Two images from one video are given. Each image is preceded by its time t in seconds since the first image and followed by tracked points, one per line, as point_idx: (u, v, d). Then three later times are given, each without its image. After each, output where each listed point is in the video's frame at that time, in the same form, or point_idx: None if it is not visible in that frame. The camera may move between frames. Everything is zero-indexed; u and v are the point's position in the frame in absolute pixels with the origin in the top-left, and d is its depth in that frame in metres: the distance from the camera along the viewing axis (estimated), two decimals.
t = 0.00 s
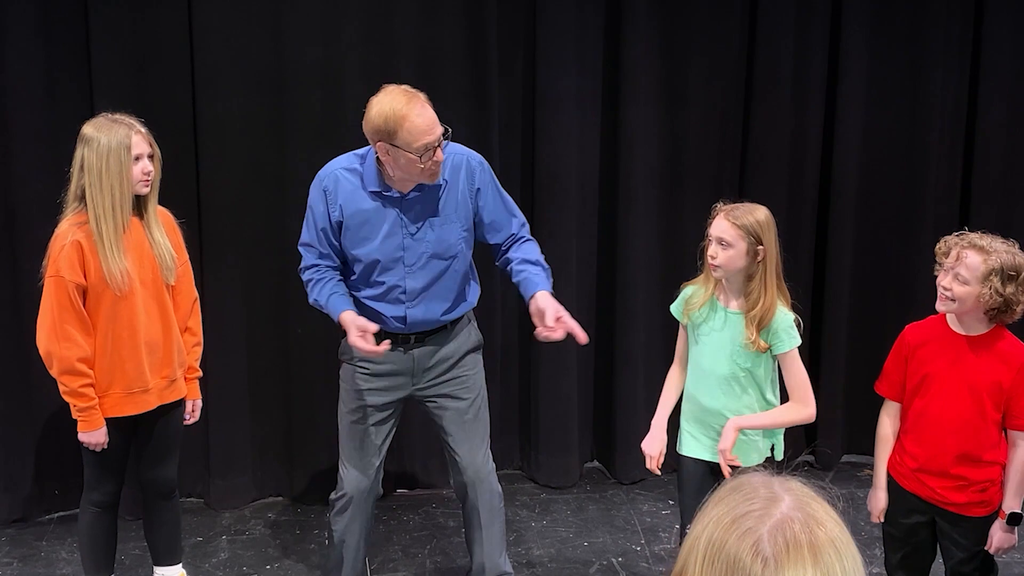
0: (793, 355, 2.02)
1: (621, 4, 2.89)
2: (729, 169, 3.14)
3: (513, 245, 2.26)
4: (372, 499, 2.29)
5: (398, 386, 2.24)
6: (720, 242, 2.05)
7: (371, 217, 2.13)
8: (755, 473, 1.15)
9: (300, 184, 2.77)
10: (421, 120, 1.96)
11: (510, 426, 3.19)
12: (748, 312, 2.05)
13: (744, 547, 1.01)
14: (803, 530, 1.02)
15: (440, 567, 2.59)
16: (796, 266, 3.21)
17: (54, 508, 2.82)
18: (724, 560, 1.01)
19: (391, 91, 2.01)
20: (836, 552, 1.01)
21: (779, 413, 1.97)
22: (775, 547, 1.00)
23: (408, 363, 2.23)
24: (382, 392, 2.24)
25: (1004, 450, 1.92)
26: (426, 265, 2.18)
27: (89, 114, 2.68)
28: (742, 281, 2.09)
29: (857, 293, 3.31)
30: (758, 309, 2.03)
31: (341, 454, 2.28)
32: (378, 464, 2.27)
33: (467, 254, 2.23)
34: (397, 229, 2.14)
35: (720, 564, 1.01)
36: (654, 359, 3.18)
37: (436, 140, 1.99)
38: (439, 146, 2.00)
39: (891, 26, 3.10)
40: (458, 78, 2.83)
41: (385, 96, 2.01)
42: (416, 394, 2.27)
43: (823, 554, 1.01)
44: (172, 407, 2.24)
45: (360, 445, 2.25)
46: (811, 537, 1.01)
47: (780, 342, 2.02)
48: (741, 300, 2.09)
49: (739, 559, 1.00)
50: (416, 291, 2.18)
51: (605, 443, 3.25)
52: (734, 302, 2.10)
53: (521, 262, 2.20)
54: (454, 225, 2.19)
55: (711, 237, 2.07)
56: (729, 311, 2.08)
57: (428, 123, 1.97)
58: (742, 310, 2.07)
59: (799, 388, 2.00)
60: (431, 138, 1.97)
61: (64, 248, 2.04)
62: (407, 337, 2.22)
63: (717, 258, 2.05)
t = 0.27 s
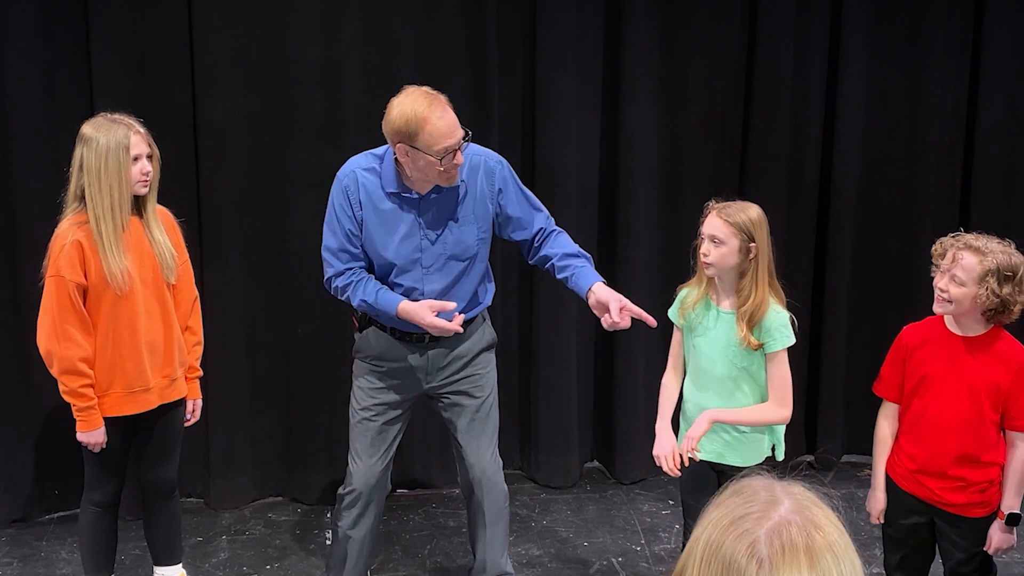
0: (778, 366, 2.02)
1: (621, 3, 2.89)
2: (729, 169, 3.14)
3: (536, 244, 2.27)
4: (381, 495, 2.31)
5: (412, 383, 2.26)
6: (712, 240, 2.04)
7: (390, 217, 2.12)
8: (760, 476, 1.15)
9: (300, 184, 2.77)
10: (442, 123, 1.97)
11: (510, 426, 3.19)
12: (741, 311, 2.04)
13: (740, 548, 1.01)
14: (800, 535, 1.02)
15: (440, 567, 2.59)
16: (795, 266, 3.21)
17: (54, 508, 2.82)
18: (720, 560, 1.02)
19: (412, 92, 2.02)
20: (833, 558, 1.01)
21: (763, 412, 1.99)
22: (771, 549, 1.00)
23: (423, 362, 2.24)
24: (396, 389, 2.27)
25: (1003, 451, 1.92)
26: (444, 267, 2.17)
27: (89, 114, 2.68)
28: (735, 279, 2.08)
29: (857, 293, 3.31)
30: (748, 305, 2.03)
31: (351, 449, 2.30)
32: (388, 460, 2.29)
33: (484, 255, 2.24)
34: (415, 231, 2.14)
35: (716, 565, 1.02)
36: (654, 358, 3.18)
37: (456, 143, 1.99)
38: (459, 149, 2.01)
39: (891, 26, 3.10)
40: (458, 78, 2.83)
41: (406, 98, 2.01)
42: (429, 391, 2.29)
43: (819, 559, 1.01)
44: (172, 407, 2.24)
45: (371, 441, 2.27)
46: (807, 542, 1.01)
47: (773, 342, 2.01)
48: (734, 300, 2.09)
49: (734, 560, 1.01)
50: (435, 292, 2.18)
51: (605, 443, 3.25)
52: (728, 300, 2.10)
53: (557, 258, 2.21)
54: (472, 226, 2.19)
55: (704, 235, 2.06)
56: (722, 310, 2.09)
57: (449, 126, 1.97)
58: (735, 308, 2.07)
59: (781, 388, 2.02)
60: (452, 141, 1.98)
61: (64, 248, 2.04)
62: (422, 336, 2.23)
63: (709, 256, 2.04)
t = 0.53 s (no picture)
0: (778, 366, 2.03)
1: (621, 4, 2.89)
2: (730, 169, 3.14)
3: (549, 245, 2.27)
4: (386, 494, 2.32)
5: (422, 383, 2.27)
6: (709, 243, 2.03)
7: (401, 218, 2.13)
8: (753, 473, 1.17)
9: (300, 184, 2.77)
10: (452, 123, 1.97)
11: (510, 426, 3.19)
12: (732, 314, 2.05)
13: (720, 538, 1.03)
14: (779, 528, 1.03)
15: (440, 567, 2.59)
16: (795, 266, 3.21)
17: (54, 508, 2.82)
18: (700, 550, 1.04)
19: (421, 92, 2.01)
20: (812, 552, 1.02)
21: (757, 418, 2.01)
22: (748, 539, 1.02)
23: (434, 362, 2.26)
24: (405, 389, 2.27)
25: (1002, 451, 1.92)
26: (454, 268, 2.18)
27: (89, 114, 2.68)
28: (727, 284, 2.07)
29: (857, 293, 3.32)
30: (738, 309, 2.03)
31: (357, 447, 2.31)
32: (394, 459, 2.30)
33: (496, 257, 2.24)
34: (426, 231, 2.14)
35: (696, 554, 1.04)
36: (654, 359, 3.18)
37: (466, 143, 1.99)
38: (469, 149, 2.01)
39: (891, 26, 3.11)
40: (458, 78, 2.83)
41: (416, 98, 2.01)
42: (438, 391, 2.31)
43: (797, 552, 1.02)
44: (172, 406, 2.24)
45: (378, 439, 2.28)
46: (787, 534, 1.03)
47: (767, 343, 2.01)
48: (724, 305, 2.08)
49: (712, 549, 1.03)
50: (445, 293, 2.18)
51: (605, 444, 3.25)
52: (718, 305, 2.09)
53: (569, 255, 2.21)
54: (483, 228, 2.19)
55: (700, 238, 2.04)
56: (713, 316, 2.08)
57: (459, 126, 1.97)
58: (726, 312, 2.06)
59: (782, 382, 2.02)
60: (461, 141, 1.98)
61: (66, 247, 2.04)
62: (431, 336, 2.24)
63: (705, 258, 2.03)
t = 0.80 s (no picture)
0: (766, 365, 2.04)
1: (621, 4, 2.89)
2: (730, 169, 3.14)
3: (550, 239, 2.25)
4: (388, 491, 2.33)
5: (425, 382, 2.27)
6: (721, 249, 2.00)
7: (405, 216, 2.13)
8: (732, 467, 1.15)
9: (300, 184, 2.77)
10: (456, 122, 1.97)
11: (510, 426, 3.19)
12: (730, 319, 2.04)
13: (689, 531, 1.02)
14: (750, 520, 1.01)
15: (440, 567, 2.59)
16: (795, 266, 3.21)
17: (54, 508, 2.82)
18: (670, 543, 1.02)
19: (425, 90, 2.01)
20: (783, 545, 1.00)
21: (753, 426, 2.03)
22: (719, 532, 1.00)
23: (437, 361, 2.26)
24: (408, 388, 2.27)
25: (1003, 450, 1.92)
26: (457, 267, 2.18)
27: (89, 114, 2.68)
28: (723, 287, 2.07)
29: (857, 293, 3.32)
30: (741, 313, 2.03)
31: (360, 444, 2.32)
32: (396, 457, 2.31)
33: (500, 256, 2.23)
34: (430, 230, 2.14)
35: (667, 549, 1.02)
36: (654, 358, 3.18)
37: (471, 142, 1.99)
38: (473, 147, 2.00)
39: (891, 26, 3.11)
40: (458, 78, 2.83)
41: (420, 96, 2.01)
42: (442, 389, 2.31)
43: (767, 546, 1.00)
44: (171, 406, 2.24)
45: (381, 437, 2.28)
46: (756, 527, 1.00)
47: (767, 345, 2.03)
48: (720, 307, 2.08)
49: (682, 543, 1.01)
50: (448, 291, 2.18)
51: (605, 443, 3.25)
52: (716, 308, 2.08)
53: (566, 249, 2.19)
54: (487, 226, 2.19)
55: (710, 245, 2.00)
56: (713, 320, 2.07)
57: (463, 125, 1.97)
58: (725, 318, 2.05)
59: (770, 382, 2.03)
60: (466, 139, 1.98)
61: (66, 248, 2.04)
62: (434, 335, 2.24)
63: (719, 265, 1.99)
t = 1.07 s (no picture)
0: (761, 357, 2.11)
1: (621, 4, 2.89)
2: (730, 169, 3.14)
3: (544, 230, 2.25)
4: (388, 491, 2.33)
5: (425, 381, 2.27)
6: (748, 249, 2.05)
7: (404, 215, 2.12)
8: (713, 473, 1.15)
9: (300, 184, 2.77)
10: (456, 120, 1.97)
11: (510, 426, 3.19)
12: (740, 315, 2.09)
13: (664, 534, 1.02)
14: (724, 524, 1.01)
15: (440, 566, 2.59)
16: (795, 266, 3.21)
17: (54, 508, 2.83)
18: (645, 545, 1.02)
19: (426, 89, 2.01)
20: (759, 550, 1.00)
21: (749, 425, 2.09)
22: (694, 534, 1.00)
23: (437, 360, 2.25)
24: (408, 387, 2.27)
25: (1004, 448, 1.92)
26: (457, 264, 2.18)
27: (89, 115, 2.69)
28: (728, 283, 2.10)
29: (857, 293, 3.32)
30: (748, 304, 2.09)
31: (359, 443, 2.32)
32: (396, 458, 2.31)
33: (500, 253, 2.23)
34: (430, 228, 2.14)
35: (643, 549, 1.02)
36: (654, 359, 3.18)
37: (470, 140, 1.99)
38: (473, 145, 2.00)
39: (891, 26, 3.11)
40: (458, 78, 2.83)
41: (420, 94, 2.01)
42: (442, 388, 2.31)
43: (743, 550, 0.99)
44: (170, 405, 2.24)
45: (382, 436, 2.28)
46: (732, 530, 1.00)
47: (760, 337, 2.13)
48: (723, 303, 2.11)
49: (658, 543, 1.01)
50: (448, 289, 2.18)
51: (605, 444, 3.25)
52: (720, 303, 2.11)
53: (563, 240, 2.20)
54: (486, 223, 2.19)
55: (741, 246, 2.03)
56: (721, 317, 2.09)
57: (463, 123, 1.97)
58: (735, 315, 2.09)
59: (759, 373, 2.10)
60: (466, 137, 1.97)
61: (65, 248, 2.04)
62: (433, 335, 2.24)
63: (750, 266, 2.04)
